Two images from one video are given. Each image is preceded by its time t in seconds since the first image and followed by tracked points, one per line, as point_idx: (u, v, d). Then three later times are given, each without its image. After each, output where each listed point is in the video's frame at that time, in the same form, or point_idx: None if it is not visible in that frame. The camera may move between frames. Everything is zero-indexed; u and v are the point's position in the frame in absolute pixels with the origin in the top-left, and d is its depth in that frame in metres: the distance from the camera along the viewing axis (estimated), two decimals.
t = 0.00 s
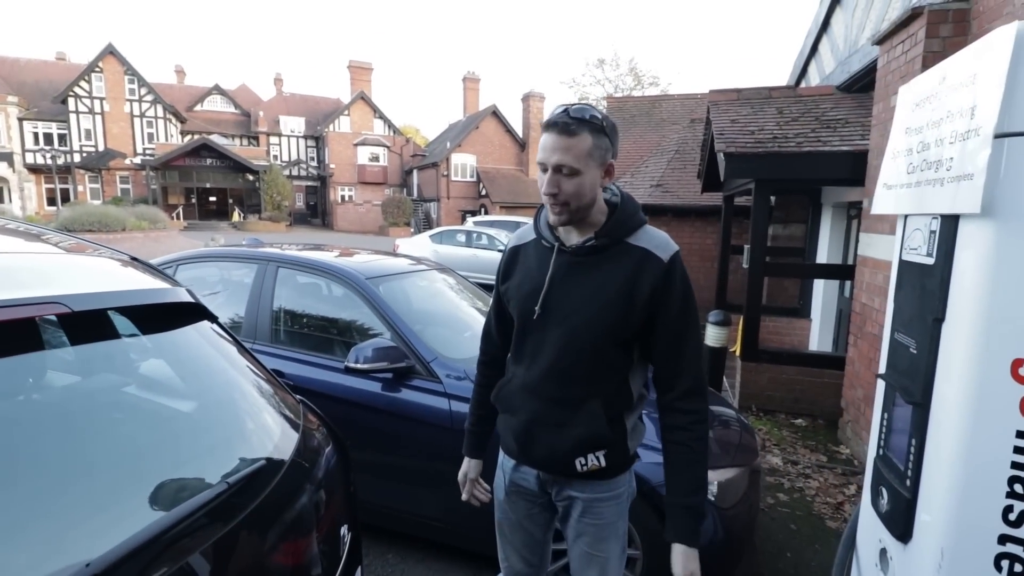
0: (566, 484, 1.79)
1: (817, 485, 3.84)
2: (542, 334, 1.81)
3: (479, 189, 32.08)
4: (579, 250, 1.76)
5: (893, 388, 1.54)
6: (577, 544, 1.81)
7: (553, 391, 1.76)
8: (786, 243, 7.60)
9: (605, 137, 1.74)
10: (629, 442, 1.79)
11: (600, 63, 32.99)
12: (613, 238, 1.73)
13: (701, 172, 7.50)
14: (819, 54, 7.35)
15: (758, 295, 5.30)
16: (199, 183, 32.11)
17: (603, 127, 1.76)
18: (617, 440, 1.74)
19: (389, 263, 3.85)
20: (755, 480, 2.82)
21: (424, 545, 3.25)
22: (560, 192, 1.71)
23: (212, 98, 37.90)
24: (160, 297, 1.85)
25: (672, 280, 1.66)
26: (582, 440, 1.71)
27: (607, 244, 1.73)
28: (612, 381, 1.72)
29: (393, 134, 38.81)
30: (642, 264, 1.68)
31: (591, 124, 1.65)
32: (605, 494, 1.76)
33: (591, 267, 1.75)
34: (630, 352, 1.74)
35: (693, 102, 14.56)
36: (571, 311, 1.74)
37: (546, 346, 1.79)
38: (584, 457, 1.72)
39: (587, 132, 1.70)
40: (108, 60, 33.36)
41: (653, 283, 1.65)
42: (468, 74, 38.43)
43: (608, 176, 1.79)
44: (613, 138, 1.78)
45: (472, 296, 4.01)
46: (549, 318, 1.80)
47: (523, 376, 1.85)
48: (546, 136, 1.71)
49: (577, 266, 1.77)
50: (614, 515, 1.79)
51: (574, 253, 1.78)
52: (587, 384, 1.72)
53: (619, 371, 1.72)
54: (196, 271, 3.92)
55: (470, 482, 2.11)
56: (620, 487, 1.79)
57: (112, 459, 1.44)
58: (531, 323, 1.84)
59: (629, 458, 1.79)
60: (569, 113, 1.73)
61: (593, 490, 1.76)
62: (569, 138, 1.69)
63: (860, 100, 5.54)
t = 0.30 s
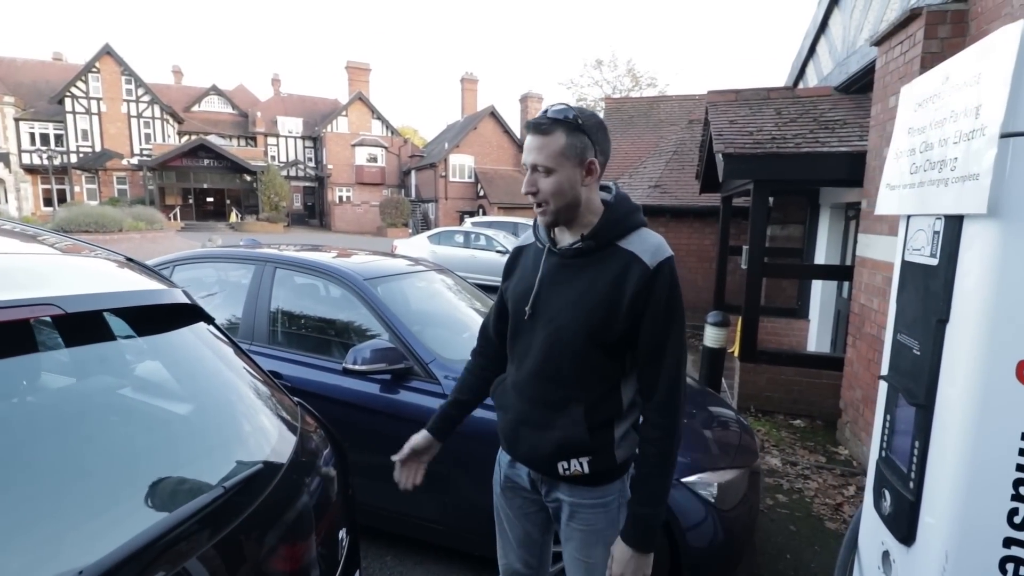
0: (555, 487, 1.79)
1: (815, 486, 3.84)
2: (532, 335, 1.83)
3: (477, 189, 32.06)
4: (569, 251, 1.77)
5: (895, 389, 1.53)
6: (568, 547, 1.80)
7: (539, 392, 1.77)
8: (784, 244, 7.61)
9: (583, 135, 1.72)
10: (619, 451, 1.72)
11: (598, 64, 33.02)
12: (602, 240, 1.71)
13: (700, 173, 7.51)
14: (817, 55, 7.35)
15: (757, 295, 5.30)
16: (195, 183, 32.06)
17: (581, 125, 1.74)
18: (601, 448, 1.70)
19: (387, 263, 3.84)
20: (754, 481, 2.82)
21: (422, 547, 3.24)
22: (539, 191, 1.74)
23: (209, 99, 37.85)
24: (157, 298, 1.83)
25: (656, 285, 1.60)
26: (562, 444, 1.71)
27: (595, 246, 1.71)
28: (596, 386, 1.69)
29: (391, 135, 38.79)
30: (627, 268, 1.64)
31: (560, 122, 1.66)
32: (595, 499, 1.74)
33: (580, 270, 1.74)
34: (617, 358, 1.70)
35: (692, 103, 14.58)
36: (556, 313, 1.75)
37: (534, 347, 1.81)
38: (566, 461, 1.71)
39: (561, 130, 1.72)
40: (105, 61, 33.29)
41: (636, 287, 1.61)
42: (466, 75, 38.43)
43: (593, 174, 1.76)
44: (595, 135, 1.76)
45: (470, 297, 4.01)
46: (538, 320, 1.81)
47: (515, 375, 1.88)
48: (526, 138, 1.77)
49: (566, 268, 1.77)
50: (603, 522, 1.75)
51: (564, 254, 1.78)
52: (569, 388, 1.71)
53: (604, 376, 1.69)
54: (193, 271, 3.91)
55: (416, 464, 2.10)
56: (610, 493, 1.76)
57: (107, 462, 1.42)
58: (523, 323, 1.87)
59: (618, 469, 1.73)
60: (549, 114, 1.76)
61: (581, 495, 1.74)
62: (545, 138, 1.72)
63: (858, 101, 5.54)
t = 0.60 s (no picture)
0: (549, 488, 1.79)
1: (814, 486, 3.85)
2: (524, 334, 1.84)
3: (475, 189, 32.03)
4: (558, 250, 1.77)
5: (895, 389, 1.53)
6: (560, 548, 1.79)
7: (529, 392, 1.78)
8: (783, 244, 7.61)
9: (557, 134, 1.71)
10: (611, 454, 1.71)
11: (596, 65, 33.03)
12: (592, 240, 1.70)
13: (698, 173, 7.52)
14: (815, 55, 7.36)
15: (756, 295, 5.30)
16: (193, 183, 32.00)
17: (559, 124, 1.73)
18: (592, 450, 1.69)
19: (385, 263, 3.84)
20: (754, 481, 2.82)
21: (421, 548, 3.24)
22: (523, 193, 1.77)
23: (207, 99, 37.81)
24: (155, 298, 1.83)
25: (643, 285, 1.58)
26: (551, 444, 1.71)
27: (584, 246, 1.71)
28: (585, 387, 1.69)
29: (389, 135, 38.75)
30: (615, 267, 1.64)
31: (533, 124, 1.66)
32: (584, 502, 1.74)
33: (571, 269, 1.74)
34: (607, 359, 1.69)
35: (690, 103, 14.59)
36: (546, 313, 1.75)
37: (525, 346, 1.81)
38: (556, 462, 1.71)
39: (537, 132, 1.72)
40: (102, 61, 33.22)
41: (623, 287, 1.60)
42: (465, 75, 38.39)
43: (573, 172, 1.74)
44: (574, 132, 1.73)
45: (469, 297, 4.01)
46: (530, 319, 1.82)
47: (508, 375, 1.88)
48: (509, 142, 1.79)
49: (557, 268, 1.78)
50: (595, 524, 1.75)
51: (554, 254, 1.79)
52: (558, 388, 1.71)
53: (593, 376, 1.68)
54: (191, 271, 3.90)
55: (361, 342, 2.12)
56: (602, 497, 1.75)
57: (105, 462, 1.42)
58: (516, 323, 1.87)
59: (611, 471, 1.73)
60: (529, 117, 1.77)
61: (573, 496, 1.74)
62: (523, 141, 1.74)
63: (857, 101, 5.55)
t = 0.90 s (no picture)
0: (545, 488, 1.79)
1: (813, 485, 3.85)
2: (521, 334, 1.83)
3: (474, 189, 32.03)
4: (556, 249, 1.77)
5: (895, 389, 1.53)
6: (554, 549, 1.79)
7: (526, 391, 1.77)
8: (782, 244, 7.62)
9: (563, 129, 1.72)
10: (605, 455, 1.71)
11: (594, 65, 33.02)
12: (590, 240, 1.70)
13: (697, 173, 7.52)
14: (813, 55, 7.37)
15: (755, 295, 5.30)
16: (192, 183, 32.00)
17: (563, 120, 1.73)
18: (586, 451, 1.69)
19: (384, 263, 3.84)
20: (753, 481, 2.83)
21: (420, 548, 3.23)
22: (523, 187, 1.76)
23: (206, 99, 37.81)
24: (153, 297, 1.82)
25: (643, 286, 1.58)
26: (547, 444, 1.71)
27: (582, 246, 1.71)
28: (583, 388, 1.69)
29: (388, 135, 38.73)
30: (614, 268, 1.63)
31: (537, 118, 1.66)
32: (578, 503, 1.74)
33: (569, 269, 1.74)
34: (603, 360, 1.69)
35: (688, 103, 14.58)
36: (544, 313, 1.74)
37: (522, 346, 1.80)
38: (551, 463, 1.71)
39: (541, 126, 1.72)
40: (101, 60, 33.19)
41: (622, 288, 1.59)
42: (464, 75, 38.37)
43: (576, 168, 1.74)
44: (577, 129, 1.73)
45: (468, 296, 4.01)
46: (527, 319, 1.81)
47: (504, 374, 1.87)
48: (512, 136, 1.79)
49: (555, 267, 1.77)
50: (591, 525, 1.74)
51: (552, 254, 1.79)
52: (555, 388, 1.71)
53: (591, 377, 1.68)
54: (190, 271, 3.89)
55: (384, 445, 2.07)
56: (597, 499, 1.74)
57: (103, 461, 1.42)
58: (513, 322, 1.86)
59: (605, 471, 1.73)
60: (533, 112, 1.77)
61: (568, 497, 1.74)
62: (526, 135, 1.74)
63: (855, 101, 5.55)
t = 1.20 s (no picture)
0: (547, 489, 1.78)
1: (813, 485, 3.85)
2: (520, 335, 1.82)
3: (473, 190, 32.02)
4: (551, 250, 1.76)
5: (894, 389, 1.54)
6: (557, 549, 1.78)
7: (526, 393, 1.77)
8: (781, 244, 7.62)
9: (552, 130, 1.72)
10: (609, 452, 1.72)
11: (594, 65, 33.02)
12: (588, 238, 1.70)
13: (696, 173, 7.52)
14: (813, 56, 7.37)
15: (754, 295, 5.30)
16: (191, 183, 32.02)
17: (552, 120, 1.74)
18: (590, 449, 1.69)
19: (384, 263, 3.84)
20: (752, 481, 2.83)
21: (419, 548, 3.23)
22: (514, 189, 1.76)
23: (205, 100, 37.81)
24: (153, 296, 1.82)
25: (642, 282, 1.59)
26: (550, 446, 1.70)
27: (580, 245, 1.71)
28: (584, 387, 1.69)
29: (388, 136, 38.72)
30: (613, 266, 1.64)
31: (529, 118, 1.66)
32: (582, 502, 1.73)
33: (566, 269, 1.74)
34: (604, 358, 1.69)
35: (688, 103, 14.57)
36: (543, 313, 1.74)
37: (522, 347, 1.80)
38: (555, 463, 1.70)
39: (530, 127, 1.72)
40: (100, 60, 33.19)
41: (621, 285, 1.60)
42: (463, 75, 38.35)
43: (566, 169, 1.74)
44: (566, 129, 1.73)
45: (467, 296, 4.01)
46: (526, 319, 1.81)
47: (504, 377, 1.86)
48: (500, 138, 1.79)
49: (551, 267, 1.77)
50: (593, 524, 1.74)
51: (548, 254, 1.78)
52: (557, 388, 1.71)
53: (592, 376, 1.69)
54: (189, 271, 3.89)
55: (394, 455, 2.02)
56: (599, 498, 1.75)
57: (102, 461, 1.41)
58: (511, 323, 1.86)
59: (609, 468, 1.73)
60: (521, 114, 1.77)
61: (570, 497, 1.74)
62: (515, 137, 1.74)
63: (855, 102, 5.55)
